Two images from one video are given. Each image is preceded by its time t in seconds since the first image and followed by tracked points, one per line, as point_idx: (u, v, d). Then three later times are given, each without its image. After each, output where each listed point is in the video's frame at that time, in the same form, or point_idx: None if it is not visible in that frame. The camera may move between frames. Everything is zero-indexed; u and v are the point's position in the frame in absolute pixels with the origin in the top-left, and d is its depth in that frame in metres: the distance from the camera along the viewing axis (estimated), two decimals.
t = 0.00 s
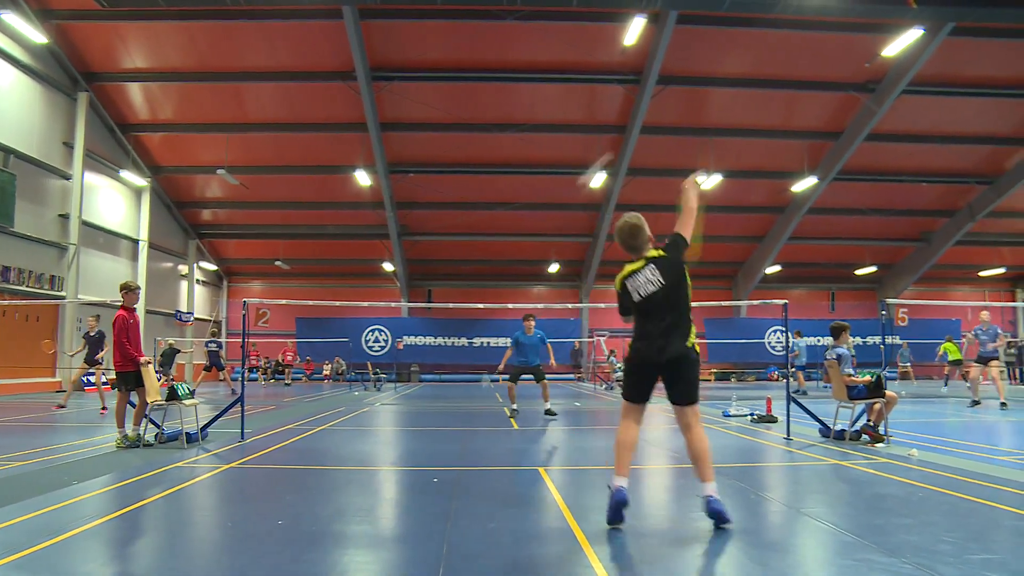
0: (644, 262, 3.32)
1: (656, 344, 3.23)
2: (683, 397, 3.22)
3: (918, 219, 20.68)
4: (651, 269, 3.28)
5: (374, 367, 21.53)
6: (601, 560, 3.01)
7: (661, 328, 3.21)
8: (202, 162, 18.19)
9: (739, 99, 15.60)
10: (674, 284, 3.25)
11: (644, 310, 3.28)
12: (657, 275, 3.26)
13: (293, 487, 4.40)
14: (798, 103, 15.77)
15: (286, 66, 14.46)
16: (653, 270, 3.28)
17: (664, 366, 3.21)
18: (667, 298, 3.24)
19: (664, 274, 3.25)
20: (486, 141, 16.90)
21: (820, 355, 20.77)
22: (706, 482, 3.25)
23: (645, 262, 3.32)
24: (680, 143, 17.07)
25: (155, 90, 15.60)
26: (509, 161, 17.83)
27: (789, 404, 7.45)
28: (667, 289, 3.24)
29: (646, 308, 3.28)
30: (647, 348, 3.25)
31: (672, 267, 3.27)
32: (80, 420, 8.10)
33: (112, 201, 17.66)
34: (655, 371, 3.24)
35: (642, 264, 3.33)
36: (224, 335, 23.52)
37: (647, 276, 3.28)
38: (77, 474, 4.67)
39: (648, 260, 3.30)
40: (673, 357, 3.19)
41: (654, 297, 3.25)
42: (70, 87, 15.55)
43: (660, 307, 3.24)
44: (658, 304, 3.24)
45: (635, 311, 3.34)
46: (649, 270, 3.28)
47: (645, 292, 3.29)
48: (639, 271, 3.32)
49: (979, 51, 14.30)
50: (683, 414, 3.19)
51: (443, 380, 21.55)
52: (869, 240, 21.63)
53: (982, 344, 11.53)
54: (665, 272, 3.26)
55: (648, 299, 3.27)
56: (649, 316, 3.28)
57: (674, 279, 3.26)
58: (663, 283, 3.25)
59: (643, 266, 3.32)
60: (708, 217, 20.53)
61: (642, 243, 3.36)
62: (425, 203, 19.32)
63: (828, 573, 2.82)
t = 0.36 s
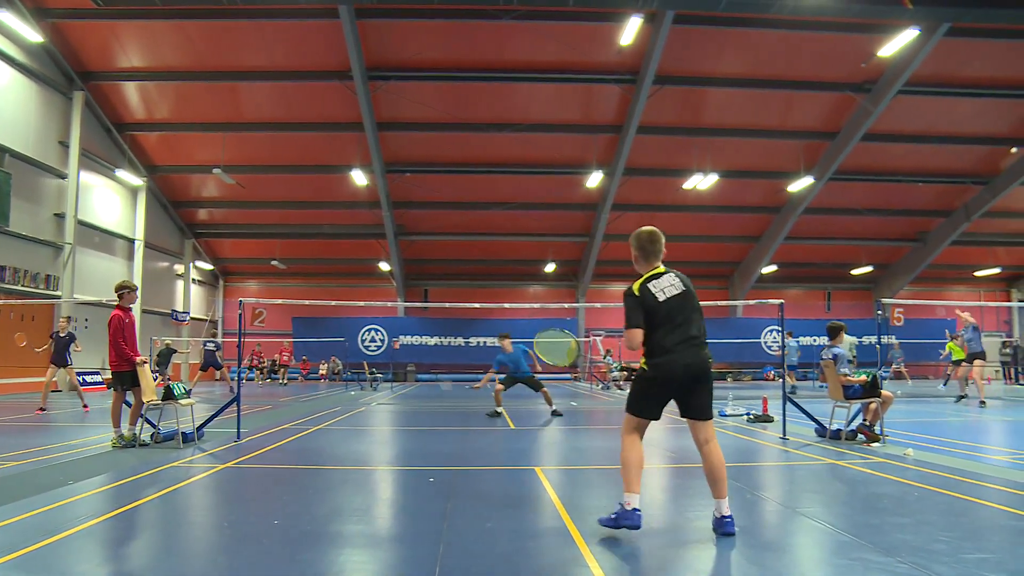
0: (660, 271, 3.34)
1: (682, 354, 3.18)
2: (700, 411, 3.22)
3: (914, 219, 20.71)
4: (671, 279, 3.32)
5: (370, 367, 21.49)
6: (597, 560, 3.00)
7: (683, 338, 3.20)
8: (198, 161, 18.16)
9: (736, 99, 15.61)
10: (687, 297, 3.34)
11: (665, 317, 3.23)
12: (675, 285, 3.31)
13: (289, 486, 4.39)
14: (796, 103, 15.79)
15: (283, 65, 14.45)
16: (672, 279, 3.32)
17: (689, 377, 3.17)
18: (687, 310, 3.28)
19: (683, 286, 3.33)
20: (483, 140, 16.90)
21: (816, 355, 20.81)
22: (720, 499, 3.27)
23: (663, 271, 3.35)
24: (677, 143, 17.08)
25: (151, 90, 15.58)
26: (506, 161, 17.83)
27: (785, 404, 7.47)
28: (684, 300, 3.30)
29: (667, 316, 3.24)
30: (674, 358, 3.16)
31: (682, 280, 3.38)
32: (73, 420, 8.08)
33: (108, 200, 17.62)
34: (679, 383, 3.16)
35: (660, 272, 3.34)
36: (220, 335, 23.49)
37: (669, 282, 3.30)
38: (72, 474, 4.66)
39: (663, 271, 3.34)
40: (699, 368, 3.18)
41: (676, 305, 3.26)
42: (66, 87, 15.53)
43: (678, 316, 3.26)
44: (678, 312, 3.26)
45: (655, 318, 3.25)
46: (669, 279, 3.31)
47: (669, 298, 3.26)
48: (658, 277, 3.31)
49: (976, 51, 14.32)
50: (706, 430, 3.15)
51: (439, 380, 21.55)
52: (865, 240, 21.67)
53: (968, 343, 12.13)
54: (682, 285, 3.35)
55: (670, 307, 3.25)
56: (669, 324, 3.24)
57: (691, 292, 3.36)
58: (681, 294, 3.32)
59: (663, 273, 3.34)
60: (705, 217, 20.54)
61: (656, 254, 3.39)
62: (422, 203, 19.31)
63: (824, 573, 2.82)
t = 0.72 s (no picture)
0: (603, 273, 3.25)
1: (620, 355, 3.08)
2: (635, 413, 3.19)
3: (914, 218, 20.71)
4: (612, 280, 3.21)
5: (370, 367, 21.49)
6: (598, 560, 3.00)
7: (621, 339, 3.09)
8: (197, 161, 18.16)
9: (735, 99, 15.61)
10: (630, 298, 3.20)
11: (601, 320, 3.14)
12: (616, 286, 3.20)
13: (289, 487, 4.39)
14: (795, 103, 15.80)
15: (282, 65, 14.45)
16: (612, 280, 3.22)
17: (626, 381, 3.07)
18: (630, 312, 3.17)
19: (625, 286, 3.23)
20: (483, 141, 16.90)
21: (815, 355, 20.83)
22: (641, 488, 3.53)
23: (607, 273, 3.26)
24: (676, 143, 17.09)
25: (151, 90, 15.59)
26: (506, 161, 17.83)
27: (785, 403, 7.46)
28: (624, 302, 3.18)
29: (604, 319, 3.15)
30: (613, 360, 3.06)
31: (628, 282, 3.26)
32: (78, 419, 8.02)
33: (108, 200, 17.63)
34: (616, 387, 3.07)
35: (603, 273, 3.25)
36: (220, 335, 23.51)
37: (608, 284, 3.21)
38: (71, 475, 4.66)
39: (605, 273, 3.26)
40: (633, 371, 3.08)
41: (613, 307, 3.16)
42: (66, 87, 15.53)
43: (617, 318, 3.15)
44: (616, 315, 3.15)
45: (593, 320, 3.17)
46: (609, 280, 3.21)
47: (605, 299, 3.18)
48: (599, 278, 3.23)
49: (976, 52, 14.32)
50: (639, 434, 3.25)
51: (439, 380, 21.58)
52: (865, 240, 21.67)
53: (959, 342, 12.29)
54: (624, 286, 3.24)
55: (606, 308, 3.16)
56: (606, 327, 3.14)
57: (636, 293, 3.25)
58: (622, 295, 3.19)
59: (605, 275, 3.25)
60: (705, 216, 20.54)
61: (608, 257, 3.30)
62: (422, 203, 19.30)
63: (824, 573, 2.82)
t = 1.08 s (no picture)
0: (550, 286, 3.23)
1: (545, 373, 3.09)
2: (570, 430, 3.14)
3: (914, 218, 20.70)
4: (554, 295, 3.18)
5: (370, 367, 21.45)
6: (598, 560, 3.01)
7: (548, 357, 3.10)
8: (197, 161, 18.16)
9: (736, 99, 15.61)
10: (569, 314, 3.15)
11: (536, 334, 3.18)
12: (556, 301, 3.16)
13: (289, 487, 4.40)
14: (795, 103, 15.79)
15: (283, 66, 14.45)
16: (554, 294, 3.18)
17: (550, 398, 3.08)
18: (567, 326, 3.15)
19: (566, 300, 3.17)
20: (483, 141, 16.90)
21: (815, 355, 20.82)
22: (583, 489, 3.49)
23: (554, 286, 3.23)
24: (676, 143, 17.08)
25: (152, 90, 15.59)
26: (506, 161, 17.83)
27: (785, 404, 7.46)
28: (561, 317, 3.14)
29: (539, 333, 3.17)
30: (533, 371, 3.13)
31: (573, 297, 3.19)
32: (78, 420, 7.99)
33: (108, 200, 17.62)
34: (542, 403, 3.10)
35: (550, 286, 3.24)
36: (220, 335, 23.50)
37: (549, 298, 3.18)
38: (72, 475, 4.66)
39: (553, 283, 3.23)
40: (556, 390, 3.06)
41: (548, 322, 3.16)
42: (67, 87, 15.53)
43: (553, 334, 3.14)
44: (551, 331, 3.14)
45: (531, 333, 3.22)
46: (550, 293, 3.19)
47: (541, 315, 3.19)
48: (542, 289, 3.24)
49: (976, 52, 14.32)
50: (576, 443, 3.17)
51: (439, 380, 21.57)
52: (865, 240, 21.66)
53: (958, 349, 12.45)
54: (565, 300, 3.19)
55: (543, 323, 3.17)
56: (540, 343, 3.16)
57: (576, 306, 3.17)
58: (561, 310, 3.15)
59: (551, 288, 3.22)
60: (705, 217, 20.52)
61: (563, 268, 3.29)
62: (421, 203, 19.29)
63: (824, 573, 2.82)
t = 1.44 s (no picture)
0: (486, 271, 3.00)
1: (484, 363, 2.92)
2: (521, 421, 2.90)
3: (914, 219, 20.70)
4: (486, 281, 2.95)
5: (371, 368, 21.46)
6: (597, 560, 3.02)
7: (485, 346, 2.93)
8: (198, 162, 18.15)
9: (735, 99, 15.61)
10: (501, 299, 2.90)
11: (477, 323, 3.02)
12: (489, 286, 2.93)
13: (290, 487, 4.40)
14: (795, 103, 15.79)
15: (282, 66, 14.45)
16: (486, 278, 2.96)
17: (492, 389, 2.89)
18: (508, 310, 2.89)
19: (498, 283, 2.92)
20: (482, 141, 16.90)
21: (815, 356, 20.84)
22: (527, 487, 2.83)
23: (488, 269, 2.99)
24: (675, 143, 17.08)
25: (152, 91, 15.59)
26: (506, 162, 17.83)
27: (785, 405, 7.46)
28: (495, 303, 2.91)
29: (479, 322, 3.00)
30: (479, 360, 2.97)
31: (507, 278, 2.91)
32: (78, 420, 7.99)
33: (108, 201, 17.62)
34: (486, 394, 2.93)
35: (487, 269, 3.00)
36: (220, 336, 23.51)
37: (483, 284, 2.96)
38: (73, 475, 4.67)
39: (489, 267, 2.98)
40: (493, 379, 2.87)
41: (485, 310, 2.96)
42: (67, 87, 15.53)
43: (490, 322, 2.94)
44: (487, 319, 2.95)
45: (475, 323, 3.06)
46: (484, 277, 2.97)
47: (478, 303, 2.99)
48: (480, 271, 3.03)
49: (976, 52, 14.32)
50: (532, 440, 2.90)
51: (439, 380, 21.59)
52: (865, 241, 21.66)
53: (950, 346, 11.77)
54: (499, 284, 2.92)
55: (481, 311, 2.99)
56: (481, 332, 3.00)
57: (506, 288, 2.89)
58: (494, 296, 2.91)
59: (485, 272, 2.99)
60: (705, 217, 20.52)
61: (507, 248, 3.01)
62: (421, 204, 19.29)
63: (823, 573, 2.82)
